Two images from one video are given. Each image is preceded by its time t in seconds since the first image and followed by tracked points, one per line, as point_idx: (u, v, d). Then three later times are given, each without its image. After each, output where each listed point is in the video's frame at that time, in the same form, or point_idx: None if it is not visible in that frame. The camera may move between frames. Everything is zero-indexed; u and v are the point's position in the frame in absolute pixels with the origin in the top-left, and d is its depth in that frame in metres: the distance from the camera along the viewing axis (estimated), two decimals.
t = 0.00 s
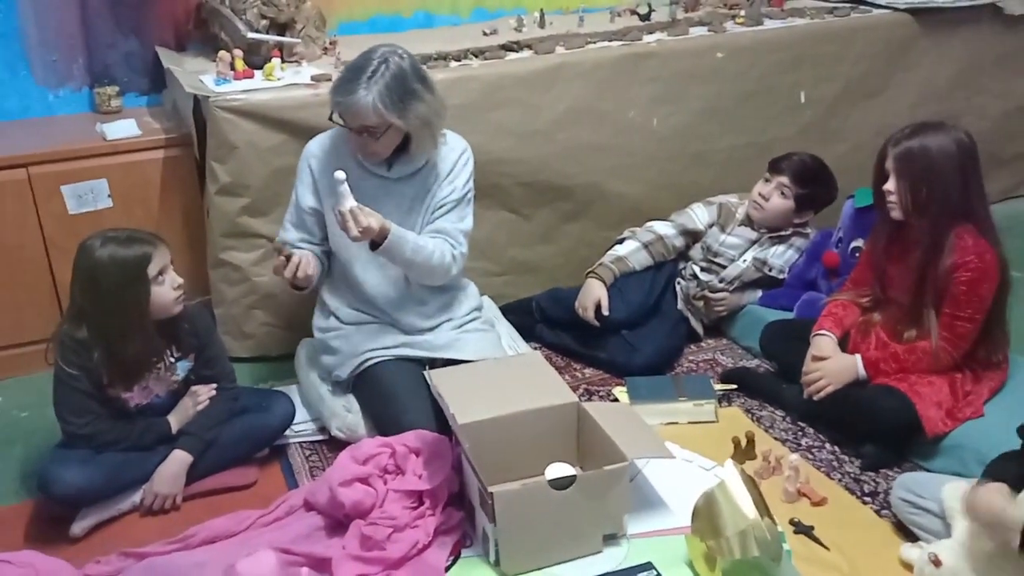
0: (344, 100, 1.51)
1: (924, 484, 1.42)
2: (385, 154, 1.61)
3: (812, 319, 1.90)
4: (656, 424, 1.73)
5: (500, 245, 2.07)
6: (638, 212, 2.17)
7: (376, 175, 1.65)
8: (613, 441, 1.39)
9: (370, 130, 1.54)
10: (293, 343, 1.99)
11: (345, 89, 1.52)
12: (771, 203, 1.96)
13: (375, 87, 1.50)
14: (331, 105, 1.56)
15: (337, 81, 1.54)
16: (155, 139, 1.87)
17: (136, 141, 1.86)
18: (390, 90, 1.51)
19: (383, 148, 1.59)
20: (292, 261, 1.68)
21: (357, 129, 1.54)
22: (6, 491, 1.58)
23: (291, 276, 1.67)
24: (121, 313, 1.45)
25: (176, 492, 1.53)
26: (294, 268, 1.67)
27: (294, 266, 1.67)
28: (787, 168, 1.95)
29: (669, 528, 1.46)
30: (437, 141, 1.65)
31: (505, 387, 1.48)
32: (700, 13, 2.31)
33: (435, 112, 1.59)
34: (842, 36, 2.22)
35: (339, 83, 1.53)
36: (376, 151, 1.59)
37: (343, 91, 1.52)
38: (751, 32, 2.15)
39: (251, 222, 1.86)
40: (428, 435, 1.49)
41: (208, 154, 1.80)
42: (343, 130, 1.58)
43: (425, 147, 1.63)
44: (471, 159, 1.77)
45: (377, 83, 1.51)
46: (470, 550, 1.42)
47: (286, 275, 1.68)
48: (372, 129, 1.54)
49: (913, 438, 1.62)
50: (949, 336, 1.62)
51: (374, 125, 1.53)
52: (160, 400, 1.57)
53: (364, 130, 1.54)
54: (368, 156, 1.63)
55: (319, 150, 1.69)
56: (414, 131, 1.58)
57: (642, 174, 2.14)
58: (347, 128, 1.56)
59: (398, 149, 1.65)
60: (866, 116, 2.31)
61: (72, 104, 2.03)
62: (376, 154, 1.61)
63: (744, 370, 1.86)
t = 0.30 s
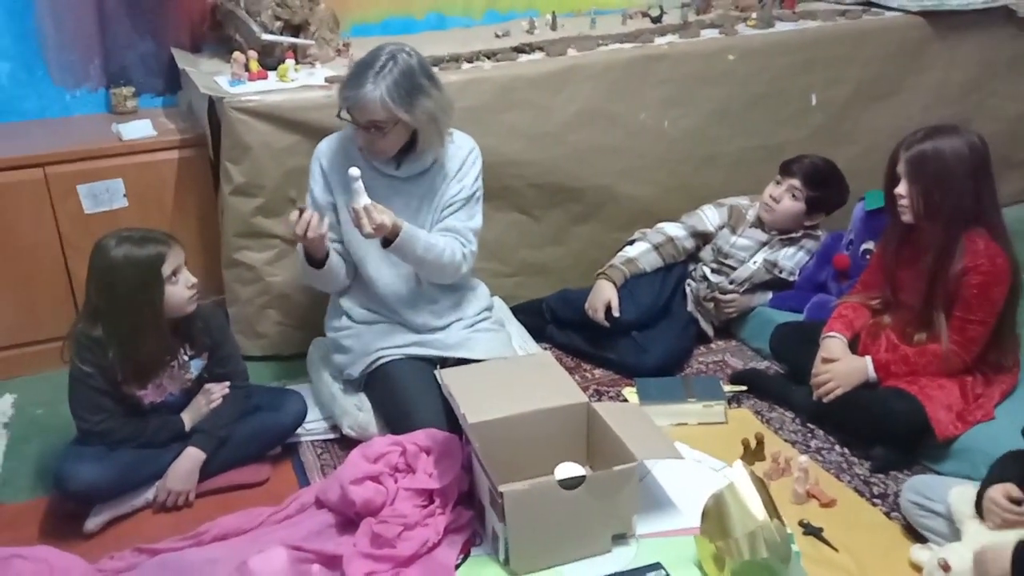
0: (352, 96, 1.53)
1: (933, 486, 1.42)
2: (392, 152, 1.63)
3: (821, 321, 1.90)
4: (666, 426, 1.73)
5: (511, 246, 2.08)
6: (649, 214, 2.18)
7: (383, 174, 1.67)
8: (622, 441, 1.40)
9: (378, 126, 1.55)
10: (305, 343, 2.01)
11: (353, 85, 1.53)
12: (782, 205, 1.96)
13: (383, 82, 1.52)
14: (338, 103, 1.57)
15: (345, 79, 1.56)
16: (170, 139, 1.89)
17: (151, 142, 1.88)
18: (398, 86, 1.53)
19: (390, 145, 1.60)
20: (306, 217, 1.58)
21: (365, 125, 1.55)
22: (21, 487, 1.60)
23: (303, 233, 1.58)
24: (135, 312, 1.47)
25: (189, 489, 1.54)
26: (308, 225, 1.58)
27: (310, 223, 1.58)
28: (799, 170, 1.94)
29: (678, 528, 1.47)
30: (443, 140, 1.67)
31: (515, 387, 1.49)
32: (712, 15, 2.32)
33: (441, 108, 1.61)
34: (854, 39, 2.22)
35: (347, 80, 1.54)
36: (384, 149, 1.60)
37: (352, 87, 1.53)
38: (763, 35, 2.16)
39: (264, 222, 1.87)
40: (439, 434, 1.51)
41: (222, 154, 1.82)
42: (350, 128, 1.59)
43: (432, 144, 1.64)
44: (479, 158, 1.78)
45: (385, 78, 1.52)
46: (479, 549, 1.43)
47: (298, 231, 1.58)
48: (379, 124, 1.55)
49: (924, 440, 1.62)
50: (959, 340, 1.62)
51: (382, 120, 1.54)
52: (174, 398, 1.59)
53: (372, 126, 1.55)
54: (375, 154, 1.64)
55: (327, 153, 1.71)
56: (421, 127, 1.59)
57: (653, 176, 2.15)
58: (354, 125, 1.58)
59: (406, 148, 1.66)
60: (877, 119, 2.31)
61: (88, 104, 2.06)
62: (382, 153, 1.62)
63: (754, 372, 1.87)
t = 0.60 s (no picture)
0: (345, 92, 1.52)
1: (939, 488, 1.41)
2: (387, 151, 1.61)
3: (826, 321, 1.88)
4: (669, 426, 1.72)
5: (513, 245, 2.06)
6: (652, 213, 2.16)
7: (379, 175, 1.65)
8: (625, 441, 1.38)
9: (372, 123, 1.54)
10: (305, 342, 1.99)
11: (347, 81, 1.52)
12: (787, 204, 1.95)
13: (377, 78, 1.51)
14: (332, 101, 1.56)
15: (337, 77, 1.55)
16: (169, 137, 1.88)
17: (150, 139, 1.87)
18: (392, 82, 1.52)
19: (385, 143, 1.59)
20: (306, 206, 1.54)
21: (358, 122, 1.54)
22: (19, 487, 1.59)
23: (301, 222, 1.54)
24: (133, 312, 1.46)
25: (188, 489, 1.53)
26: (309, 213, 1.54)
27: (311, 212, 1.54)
28: (804, 168, 1.92)
29: (681, 529, 1.45)
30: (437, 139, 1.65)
31: (517, 388, 1.47)
32: (716, 12, 2.30)
33: (436, 106, 1.59)
34: (858, 36, 2.20)
35: (340, 77, 1.53)
36: (378, 148, 1.59)
37: (345, 83, 1.52)
38: (767, 32, 2.14)
39: (264, 220, 1.86)
40: (440, 435, 1.49)
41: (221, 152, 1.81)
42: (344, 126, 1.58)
43: (427, 143, 1.63)
44: (477, 154, 1.77)
45: (379, 74, 1.51)
46: (481, 551, 1.41)
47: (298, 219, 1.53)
48: (373, 120, 1.53)
49: (930, 441, 1.60)
50: (965, 340, 1.61)
51: (375, 116, 1.53)
52: (173, 398, 1.57)
53: (366, 122, 1.54)
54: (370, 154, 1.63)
55: (322, 154, 1.70)
56: (416, 125, 1.58)
57: (656, 175, 2.13)
58: (348, 122, 1.56)
59: (401, 147, 1.65)
60: (882, 117, 2.30)
61: (87, 102, 2.04)
62: (377, 151, 1.60)
63: (758, 373, 1.85)
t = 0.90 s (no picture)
0: (347, 67, 1.54)
1: (940, 488, 1.41)
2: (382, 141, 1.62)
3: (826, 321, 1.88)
4: (669, 426, 1.72)
5: (513, 245, 2.06)
6: (652, 212, 2.16)
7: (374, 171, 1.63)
8: (624, 441, 1.38)
9: (372, 101, 1.55)
10: (305, 342, 1.99)
11: (348, 59, 1.55)
12: (787, 203, 1.94)
13: (380, 54, 1.55)
14: (330, 83, 1.57)
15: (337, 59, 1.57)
16: (169, 136, 1.87)
17: (149, 139, 1.86)
18: (395, 60, 1.56)
19: (381, 130, 1.60)
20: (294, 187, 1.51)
21: (358, 101, 1.55)
22: (18, 487, 1.58)
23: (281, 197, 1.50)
24: (131, 311, 1.45)
25: (188, 489, 1.53)
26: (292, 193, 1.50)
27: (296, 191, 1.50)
28: (804, 168, 1.92)
29: (681, 529, 1.45)
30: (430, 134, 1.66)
31: (517, 388, 1.47)
32: (717, 11, 2.30)
33: (433, 95, 1.63)
34: (859, 36, 2.20)
35: (341, 57, 1.56)
36: (374, 135, 1.59)
37: (347, 60, 1.55)
38: (767, 31, 2.14)
39: (264, 220, 1.86)
40: (439, 435, 1.49)
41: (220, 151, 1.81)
42: (340, 111, 1.59)
43: (422, 132, 1.64)
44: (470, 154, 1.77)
45: (382, 51, 1.55)
46: (480, 551, 1.41)
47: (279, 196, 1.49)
48: (372, 97, 1.55)
49: (930, 441, 1.59)
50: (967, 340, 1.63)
51: (375, 92, 1.55)
52: (172, 398, 1.57)
53: (366, 100, 1.55)
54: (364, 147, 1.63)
55: (315, 157, 1.69)
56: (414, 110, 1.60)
57: (657, 174, 2.13)
58: (346, 106, 1.57)
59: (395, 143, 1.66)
60: (883, 117, 2.29)
61: (86, 101, 2.04)
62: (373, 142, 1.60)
63: (758, 372, 1.84)
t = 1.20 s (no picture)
0: (347, 60, 1.54)
1: (943, 488, 1.40)
2: (381, 137, 1.61)
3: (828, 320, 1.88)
4: (670, 425, 1.72)
5: (513, 244, 2.06)
6: (653, 211, 2.16)
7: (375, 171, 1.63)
8: (626, 440, 1.38)
9: (373, 92, 1.55)
10: (306, 342, 1.99)
11: (346, 53, 1.56)
12: (789, 202, 1.94)
13: (379, 47, 1.56)
14: (329, 78, 1.57)
15: (335, 55, 1.58)
16: (168, 135, 1.87)
17: (149, 138, 1.86)
18: (394, 53, 1.56)
19: (381, 125, 1.59)
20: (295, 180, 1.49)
21: (358, 92, 1.55)
22: (18, 486, 1.58)
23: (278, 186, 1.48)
24: (130, 310, 1.45)
25: (189, 488, 1.52)
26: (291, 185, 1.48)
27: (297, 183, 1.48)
28: (806, 167, 1.91)
29: (683, 528, 1.45)
30: (428, 134, 1.66)
31: (518, 387, 1.47)
32: (718, 10, 2.29)
33: (431, 91, 1.63)
34: (860, 34, 2.19)
35: (339, 51, 1.57)
36: (374, 130, 1.58)
37: (346, 52, 1.55)
38: (769, 30, 2.13)
39: (265, 219, 1.85)
40: (440, 434, 1.49)
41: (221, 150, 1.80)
42: (339, 105, 1.58)
43: (422, 128, 1.64)
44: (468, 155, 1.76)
45: (382, 44, 1.56)
46: (481, 550, 1.41)
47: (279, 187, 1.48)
48: (372, 88, 1.55)
49: (932, 440, 1.59)
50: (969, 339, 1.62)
51: (375, 82, 1.55)
52: (173, 397, 1.57)
53: (367, 91, 1.55)
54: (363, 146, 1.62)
55: (312, 160, 1.69)
56: (414, 104, 1.60)
57: (658, 173, 2.13)
58: (346, 100, 1.57)
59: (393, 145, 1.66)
60: (885, 116, 2.29)
61: (86, 100, 2.03)
62: (373, 137, 1.59)
63: (760, 372, 1.84)
